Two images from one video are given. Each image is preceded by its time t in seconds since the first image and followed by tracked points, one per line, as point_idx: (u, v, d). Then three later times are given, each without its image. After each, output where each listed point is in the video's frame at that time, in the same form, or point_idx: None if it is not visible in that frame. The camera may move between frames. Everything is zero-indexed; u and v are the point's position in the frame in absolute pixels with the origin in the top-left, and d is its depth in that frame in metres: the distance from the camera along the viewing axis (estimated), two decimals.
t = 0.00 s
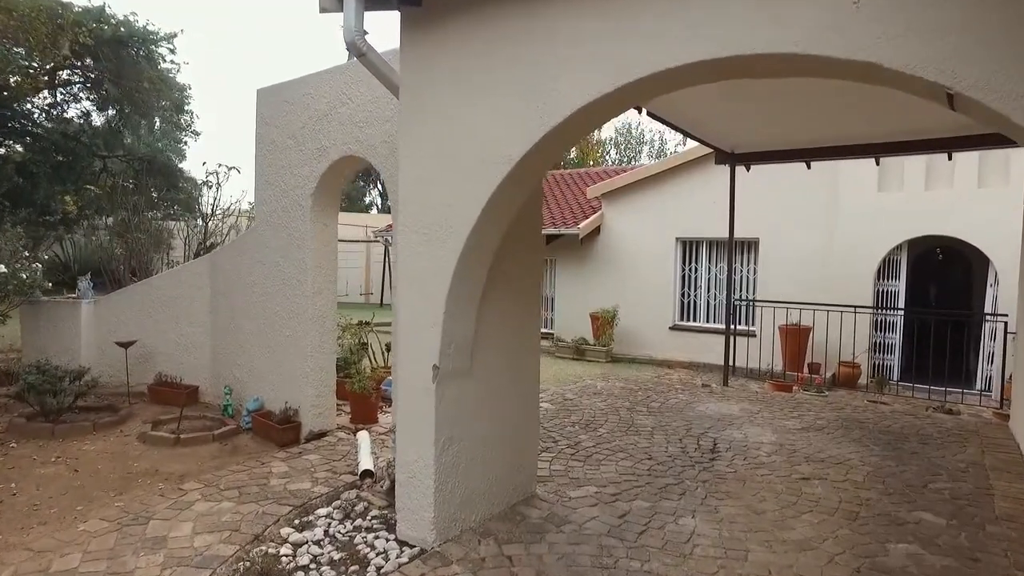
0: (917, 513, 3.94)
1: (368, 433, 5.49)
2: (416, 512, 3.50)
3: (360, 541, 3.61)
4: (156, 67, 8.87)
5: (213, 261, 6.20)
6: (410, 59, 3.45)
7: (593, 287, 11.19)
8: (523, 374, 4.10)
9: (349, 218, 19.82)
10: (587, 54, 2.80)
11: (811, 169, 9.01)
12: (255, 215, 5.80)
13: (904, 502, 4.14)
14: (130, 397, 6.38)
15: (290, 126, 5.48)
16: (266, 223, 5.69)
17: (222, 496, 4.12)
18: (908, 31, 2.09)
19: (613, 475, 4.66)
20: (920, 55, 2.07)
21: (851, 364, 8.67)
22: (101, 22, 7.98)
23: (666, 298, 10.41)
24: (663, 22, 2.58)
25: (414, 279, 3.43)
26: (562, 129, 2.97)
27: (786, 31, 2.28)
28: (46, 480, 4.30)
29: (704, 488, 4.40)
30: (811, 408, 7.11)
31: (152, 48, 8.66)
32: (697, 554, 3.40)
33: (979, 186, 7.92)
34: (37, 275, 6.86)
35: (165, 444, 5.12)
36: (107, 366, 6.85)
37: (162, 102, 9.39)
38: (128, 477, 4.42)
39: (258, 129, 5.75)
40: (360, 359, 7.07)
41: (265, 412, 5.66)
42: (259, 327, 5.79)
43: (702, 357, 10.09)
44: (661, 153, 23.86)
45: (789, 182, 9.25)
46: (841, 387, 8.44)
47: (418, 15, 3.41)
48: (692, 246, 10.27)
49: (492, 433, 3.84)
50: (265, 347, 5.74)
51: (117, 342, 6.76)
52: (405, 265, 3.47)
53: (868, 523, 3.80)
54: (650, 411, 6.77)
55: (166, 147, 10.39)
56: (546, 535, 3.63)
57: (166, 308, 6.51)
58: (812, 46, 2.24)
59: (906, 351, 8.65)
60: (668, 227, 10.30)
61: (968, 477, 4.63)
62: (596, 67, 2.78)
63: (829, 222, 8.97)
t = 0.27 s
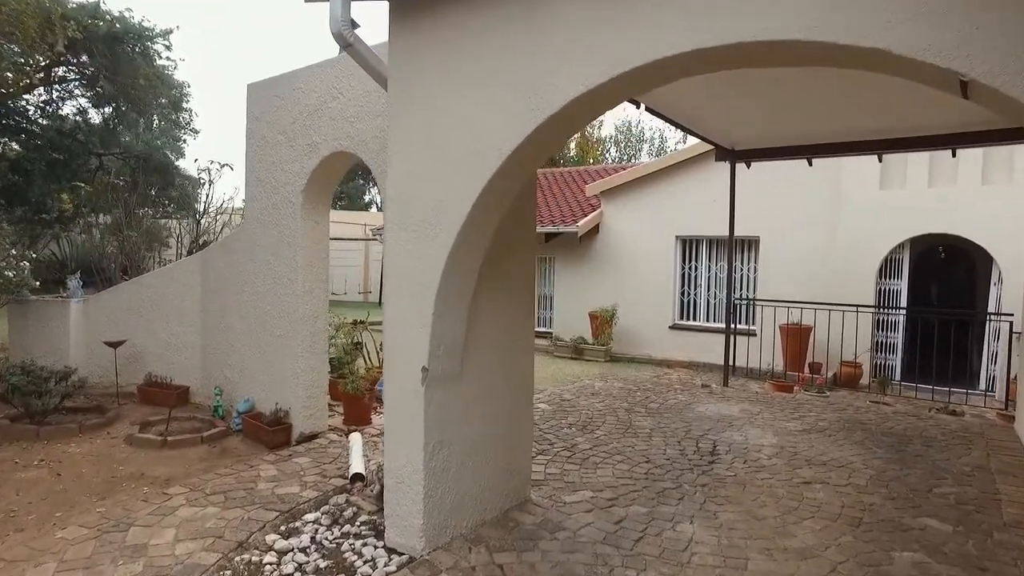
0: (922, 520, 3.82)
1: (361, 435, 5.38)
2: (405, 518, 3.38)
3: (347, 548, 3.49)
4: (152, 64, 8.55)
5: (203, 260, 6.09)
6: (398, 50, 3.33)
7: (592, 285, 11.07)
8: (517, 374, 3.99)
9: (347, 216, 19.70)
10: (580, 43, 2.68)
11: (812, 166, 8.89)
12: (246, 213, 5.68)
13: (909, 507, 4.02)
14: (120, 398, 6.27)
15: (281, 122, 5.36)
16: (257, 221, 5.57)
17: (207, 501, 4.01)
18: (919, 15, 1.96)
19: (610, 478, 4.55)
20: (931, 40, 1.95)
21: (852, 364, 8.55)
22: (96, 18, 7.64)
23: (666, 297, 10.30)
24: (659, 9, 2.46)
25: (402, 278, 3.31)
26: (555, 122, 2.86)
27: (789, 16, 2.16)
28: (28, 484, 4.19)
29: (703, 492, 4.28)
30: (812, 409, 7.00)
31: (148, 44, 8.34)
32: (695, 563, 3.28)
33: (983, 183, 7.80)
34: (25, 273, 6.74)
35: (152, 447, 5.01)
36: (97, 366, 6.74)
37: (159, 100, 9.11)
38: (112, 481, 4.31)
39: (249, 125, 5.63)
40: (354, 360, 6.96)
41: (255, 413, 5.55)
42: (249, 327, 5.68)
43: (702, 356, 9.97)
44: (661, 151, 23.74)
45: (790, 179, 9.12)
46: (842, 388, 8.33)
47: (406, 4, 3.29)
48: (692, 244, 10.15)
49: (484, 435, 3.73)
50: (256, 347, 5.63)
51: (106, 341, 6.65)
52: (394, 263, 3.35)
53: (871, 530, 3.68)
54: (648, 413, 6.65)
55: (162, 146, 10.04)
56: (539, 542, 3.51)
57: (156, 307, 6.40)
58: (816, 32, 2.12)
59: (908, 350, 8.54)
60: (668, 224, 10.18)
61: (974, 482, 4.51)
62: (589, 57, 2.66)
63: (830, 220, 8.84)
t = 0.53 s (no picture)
0: (927, 530, 3.68)
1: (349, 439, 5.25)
2: (387, 529, 3.25)
3: (328, 561, 3.35)
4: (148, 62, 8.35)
5: (189, 260, 5.95)
6: (379, 42, 3.18)
7: (590, 285, 10.93)
8: (506, 378, 3.85)
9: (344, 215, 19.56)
10: (567, 32, 2.54)
11: (813, 164, 8.74)
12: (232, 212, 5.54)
13: (913, 516, 3.88)
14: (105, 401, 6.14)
15: (267, 118, 5.23)
16: (243, 220, 5.44)
17: (186, 510, 3.87)
18: None
19: (604, 485, 4.41)
20: (941, 24, 1.81)
21: (854, 364, 8.41)
22: (88, 14, 7.60)
23: (665, 297, 10.15)
24: None
25: (384, 279, 3.17)
26: (541, 115, 2.72)
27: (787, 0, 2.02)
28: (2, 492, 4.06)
29: (700, 500, 4.14)
30: (813, 411, 6.85)
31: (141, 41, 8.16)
32: None
33: (987, 181, 7.65)
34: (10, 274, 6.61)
35: (134, 452, 4.88)
36: (83, 368, 6.61)
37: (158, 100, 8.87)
38: (89, 489, 4.17)
39: (235, 122, 5.49)
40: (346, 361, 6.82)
41: (242, 417, 5.41)
42: (236, 328, 5.54)
43: (701, 357, 9.83)
44: (661, 149, 23.59)
45: (790, 177, 8.97)
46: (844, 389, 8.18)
47: None
48: (691, 243, 10.01)
49: (471, 442, 3.59)
50: (242, 349, 5.49)
51: (92, 343, 6.52)
52: (376, 263, 3.21)
53: (874, 541, 3.54)
54: (645, 415, 6.51)
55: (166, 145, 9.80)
56: (528, 555, 3.37)
57: (142, 308, 6.27)
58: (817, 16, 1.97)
59: (910, 351, 8.40)
60: (667, 223, 10.04)
61: (980, 489, 4.36)
62: (576, 46, 2.51)
63: (831, 218, 8.69)
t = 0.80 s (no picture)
0: (932, 537, 3.56)
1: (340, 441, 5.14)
2: (372, 536, 3.13)
3: (312, 569, 3.23)
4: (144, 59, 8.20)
5: (177, 259, 5.84)
6: (362, 31, 3.06)
7: (589, 284, 10.81)
8: (496, 380, 3.73)
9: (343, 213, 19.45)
10: (554, 18, 2.42)
11: (814, 161, 8.61)
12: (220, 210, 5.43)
13: (917, 522, 3.76)
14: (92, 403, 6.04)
15: (255, 114, 5.11)
16: (231, 218, 5.32)
17: (167, 516, 3.76)
18: None
19: (598, 490, 4.29)
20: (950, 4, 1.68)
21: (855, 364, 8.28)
22: (83, 11, 7.36)
23: (664, 296, 10.03)
24: None
25: (368, 277, 3.06)
26: (529, 106, 2.59)
27: None
28: None
29: (698, 506, 4.02)
30: (815, 412, 6.73)
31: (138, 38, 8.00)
32: None
33: (991, 178, 7.51)
34: None
35: (118, 455, 4.77)
36: (71, 369, 6.51)
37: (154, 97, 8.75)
38: (70, 494, 4.06)
39: (223, 118, 5.37)
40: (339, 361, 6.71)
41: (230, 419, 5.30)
42: (224, 328, 5.43)
43: (701, 356, 9.71)
44: (662, 147, 23.46)
45: (791, 175, 8.84)
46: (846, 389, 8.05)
47: None
48: (691, 241, 9.88)
49: (460, 445, 3.47)
50: (231, 349, 5.38)
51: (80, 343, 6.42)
52: (360, 260, 3.09)
53: (878, 549, 3.42)
54: (643, 417, 6.39)
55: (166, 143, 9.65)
56: (518, 563, 3.25)
57: (131, 308, 6.16)
58: None
59: (912, 351, 8.26)
60: (666, 221, 9.91)
61: (986, 494, 4.24)
62: (563, 33, 2.39)
63: (833, 216, 8.56)
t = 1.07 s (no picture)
0: (938, 542, 3.46)
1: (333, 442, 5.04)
2: (361, 541, 3.04)
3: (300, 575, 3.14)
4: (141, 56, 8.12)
5: (168, 256, 5.74)
6: (350, 20, 2.96)
7: (588, 282, 10.71)
8: (491, 379, 3.63)
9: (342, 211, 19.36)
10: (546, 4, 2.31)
11: (816, 157, 8.51)
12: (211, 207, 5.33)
13: (923, 526, 3.66)
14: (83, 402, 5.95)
15: (246, 108, 5.01)
16: (223, 215, 5.22)
17: (154, 519, 3.67)
18: None
19: (596, 492, 4.19)
20: None
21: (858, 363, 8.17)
22: (79, 7, 7.27)
23: (665, 294, 9.93)
24: None
25: (357, 273, 2.96)
26: (520, 96, 2.49)
27: None
28: None
29: (698, 509, 3.92)
30: (817, 412, 6.63)
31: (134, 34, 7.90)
32: None
33: (997, 175, 7.40)
34: None
35: (106, 456, 4.68)
36: (62, 368, 6.42)
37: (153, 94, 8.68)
38: (55, 496, 3.97)
39: (213, 113, 5.28)
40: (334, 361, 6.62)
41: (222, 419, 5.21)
42: (216, 327, 5.34)
43: (702, 355, 9.61)
44: (663, 145, 23.33)
45: (793, 171, 8.73)
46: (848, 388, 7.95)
47: None
48: (692, 239, 9.77)
49: (452, 447, 3.37)
50: (222, 348, 5.29)
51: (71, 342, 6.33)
52: (349, 256, 2.99)
53: (883, 555, 3.32)
54: (643, 417, 6.29)
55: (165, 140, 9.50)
56: (511, 569, 3.15)
57: (122, 307, 6.07)
58: None
59: (915, 350, 8.16)
60: (666, 219, 9.80)
61: (993, 497, 4.14)
62: (555, 20, 2.28)
63: (835, 213, 8.45)
